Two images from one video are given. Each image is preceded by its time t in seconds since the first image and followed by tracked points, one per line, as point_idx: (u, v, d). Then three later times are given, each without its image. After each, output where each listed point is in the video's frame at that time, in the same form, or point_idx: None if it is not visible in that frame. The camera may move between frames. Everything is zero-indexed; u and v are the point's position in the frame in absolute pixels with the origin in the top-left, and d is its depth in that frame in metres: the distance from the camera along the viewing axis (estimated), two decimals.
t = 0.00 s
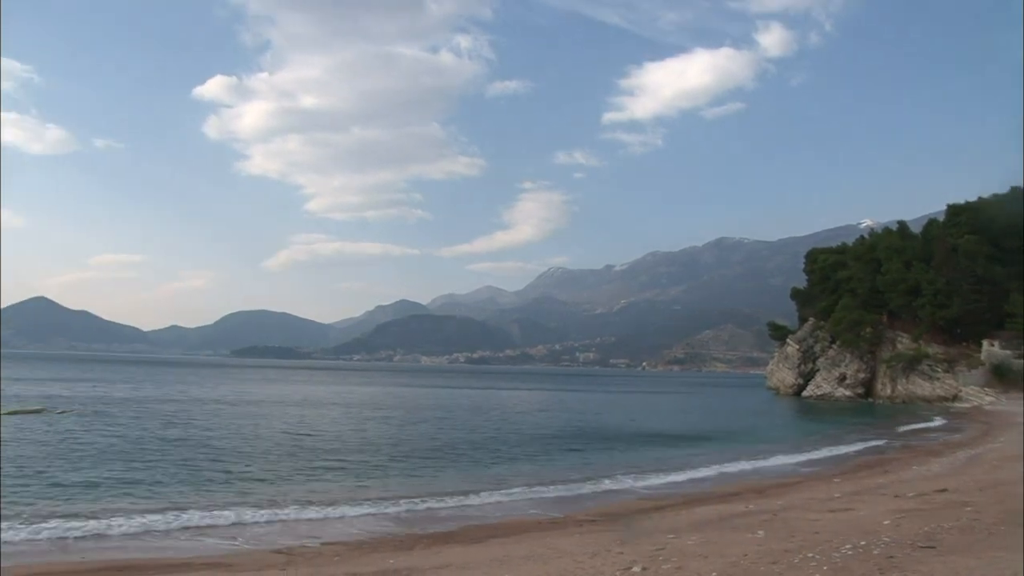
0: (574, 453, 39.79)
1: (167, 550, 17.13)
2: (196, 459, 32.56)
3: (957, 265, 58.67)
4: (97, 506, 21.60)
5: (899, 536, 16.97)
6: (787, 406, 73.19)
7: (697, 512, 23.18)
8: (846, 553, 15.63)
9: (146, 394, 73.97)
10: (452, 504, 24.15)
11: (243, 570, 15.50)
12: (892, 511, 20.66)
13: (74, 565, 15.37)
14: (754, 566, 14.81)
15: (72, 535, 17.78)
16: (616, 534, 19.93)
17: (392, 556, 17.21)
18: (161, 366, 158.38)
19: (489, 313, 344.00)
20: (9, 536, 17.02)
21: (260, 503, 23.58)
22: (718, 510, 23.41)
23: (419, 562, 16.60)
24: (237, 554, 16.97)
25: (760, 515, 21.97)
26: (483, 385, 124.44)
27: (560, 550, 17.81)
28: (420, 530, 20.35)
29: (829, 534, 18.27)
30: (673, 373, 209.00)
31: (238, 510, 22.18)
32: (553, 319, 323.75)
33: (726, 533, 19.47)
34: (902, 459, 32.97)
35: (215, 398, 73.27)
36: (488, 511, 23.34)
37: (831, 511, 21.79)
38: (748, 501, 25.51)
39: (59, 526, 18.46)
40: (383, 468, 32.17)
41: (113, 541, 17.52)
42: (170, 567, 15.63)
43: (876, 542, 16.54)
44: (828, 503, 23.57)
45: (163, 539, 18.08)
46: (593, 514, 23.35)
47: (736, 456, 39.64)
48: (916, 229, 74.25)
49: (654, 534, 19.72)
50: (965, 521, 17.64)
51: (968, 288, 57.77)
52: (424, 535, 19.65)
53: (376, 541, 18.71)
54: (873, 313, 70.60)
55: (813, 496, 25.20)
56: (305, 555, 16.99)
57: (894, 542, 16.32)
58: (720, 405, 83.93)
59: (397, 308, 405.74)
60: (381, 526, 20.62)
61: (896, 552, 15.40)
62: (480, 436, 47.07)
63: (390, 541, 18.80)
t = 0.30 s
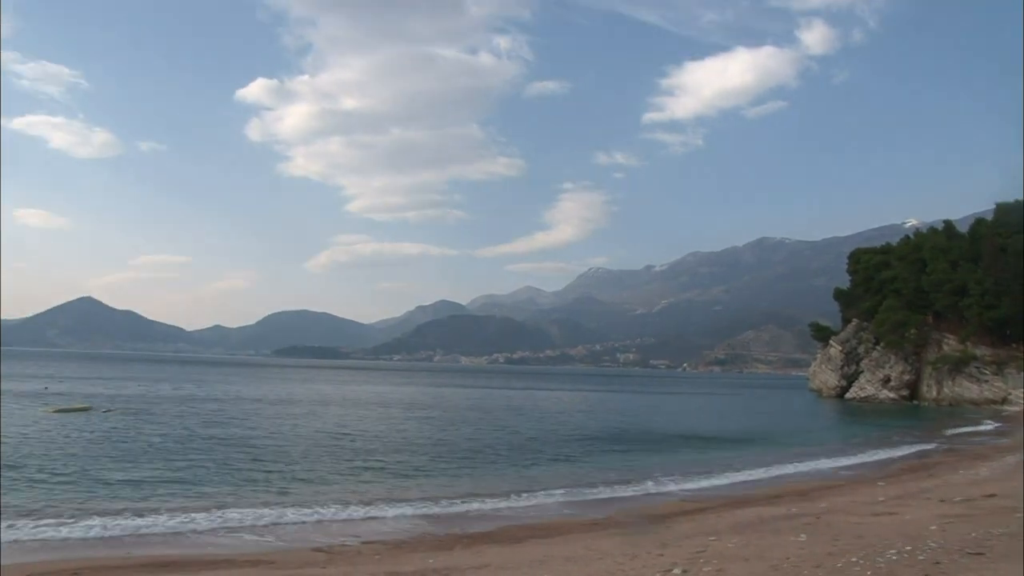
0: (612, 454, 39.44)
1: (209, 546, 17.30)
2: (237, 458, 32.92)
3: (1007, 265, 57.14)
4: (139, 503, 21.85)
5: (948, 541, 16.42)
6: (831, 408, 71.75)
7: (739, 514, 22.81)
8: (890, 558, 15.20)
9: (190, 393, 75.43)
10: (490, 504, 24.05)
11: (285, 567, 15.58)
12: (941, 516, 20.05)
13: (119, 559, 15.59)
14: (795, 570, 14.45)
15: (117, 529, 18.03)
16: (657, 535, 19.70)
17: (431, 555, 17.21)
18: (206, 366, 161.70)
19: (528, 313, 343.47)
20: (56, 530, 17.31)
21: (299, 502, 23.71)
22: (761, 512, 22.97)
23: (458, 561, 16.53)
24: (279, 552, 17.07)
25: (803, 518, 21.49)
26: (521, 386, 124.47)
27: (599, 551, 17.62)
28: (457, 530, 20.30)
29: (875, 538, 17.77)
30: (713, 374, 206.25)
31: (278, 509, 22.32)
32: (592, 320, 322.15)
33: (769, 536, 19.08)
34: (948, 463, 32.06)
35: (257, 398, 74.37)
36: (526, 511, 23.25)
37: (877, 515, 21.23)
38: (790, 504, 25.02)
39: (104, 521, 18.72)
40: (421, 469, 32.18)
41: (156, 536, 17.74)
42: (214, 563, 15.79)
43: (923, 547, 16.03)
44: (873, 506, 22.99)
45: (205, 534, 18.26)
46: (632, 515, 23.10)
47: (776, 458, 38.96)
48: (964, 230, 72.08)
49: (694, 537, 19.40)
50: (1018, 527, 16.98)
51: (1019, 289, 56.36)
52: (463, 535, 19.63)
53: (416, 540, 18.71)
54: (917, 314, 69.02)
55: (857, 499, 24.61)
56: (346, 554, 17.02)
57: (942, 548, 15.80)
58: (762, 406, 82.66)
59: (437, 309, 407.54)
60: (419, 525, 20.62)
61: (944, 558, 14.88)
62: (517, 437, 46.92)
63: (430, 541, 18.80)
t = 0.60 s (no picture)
0: (645, 456, 39.15)
1: (244, 543, 17.44)
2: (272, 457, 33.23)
3: None
4: (175, 500, 22.08)
5: (991, 547, 15.93)
6: (869, 410, 70.48)
7: (775, 516, 22.45)
8: (931, 563, 14.78)
9: (230, 392, 76.64)
10: (522, 505, 23.92)
11: (319, 565, 15.66)
12: (983, 520, 19.51)
13: (157, 555, 15.78)
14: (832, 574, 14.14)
15: (153, 526, 18.24)
16: (691, 537, 19.46)
17: (465, 555, 17.17)
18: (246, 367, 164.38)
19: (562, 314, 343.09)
20: (95, 526, 17.56)
21: (332, 500, 23.80)
22: (797, 515, 22.60)
23: (492, 561, 16.47)
24: (313, 550, 17.13)
25: (841, 521, 21.07)
26: (555, 387, 124.35)
27: (633, 553, 17.44)
28: (489, 529, 20.24)
29: (915, 542, 17.34)
30: (749, 375, 204.00)
31: (311, 507, 22.41)
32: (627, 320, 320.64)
33: (806, 539, 18.73)
34: (991, 466, 31.19)
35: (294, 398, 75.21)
36: (559, 512, 23.10)
37: (917, 519, 20.74)
38: (827, 506, 24.55)
39: (141, 518, 18.97)
40: (453, 469, 32.16)
41: (191, 534, 17.91)
42: (249, 560, 15.92)
43: (965, 552, 15.58)
44: (913, 510, 22.45)
45: (239, 532, 18.41)
46: (666, 517, 22.84)
47: (813, 461, 38.33)
48: (1007, 230, 70.15)
49: (729, 539, 19.11)
50: None
51: None
52: (496, 535, 19.55)
53: (448, 540, 18.67)
54: (958, 315, 67.54)
55: (896, 503, 24.06)
56: (379, 553, 17.05)
57: (985, 553, 15.34)
58: (798, 408, 81.48)
59: (472, 309, 409.11)
60: (451, 524, 20.62)
61: (986, 564, 14.46)
62: (549, 438, 46.75)
63: (463, 540, 18.77)
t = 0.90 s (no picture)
0: (675, 457, 39.01)
1: (275, 542, 17.67)
2: (302, 456, 33.62)
3: None
4: (206, 499, 22.39)
5: None
6: (902, 411, 69.41)
7: (805, 518, 22.29)
8: (965, 567, 14.61)
9: (261, 391, 77.60)
10: (551, 506, 23.95)
11: (350, 564, 15.88)
12: (1019, 524, 19.20)
13: (190, 552, 16.04)
14: None
15: (186, 524, 18.54)
16: (722, 538, 19.41)
17: (495, 554, 17.29)
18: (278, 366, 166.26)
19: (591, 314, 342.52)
20: (129, 525, 17.89)
21: (362, 500, 24.00)
22: (828, 516, 22.42)
23: (522, 561, 16.56)
24: (344, 549, 17.33)
25: (872, 523, 20.88)
26: (584, 387, 124.25)
27: (662, 553, 17.43)
28: (517, 529, 20.37)
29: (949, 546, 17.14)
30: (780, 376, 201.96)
31: (340, 506, 22.62)
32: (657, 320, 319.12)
33: (837, 541, 18.58)
34: None
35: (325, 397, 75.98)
36: (588, 512, 23.13)
37: (951, 522, 20.47)
38: (860, 508, 24.30)
39: (172, 516, 19.26)
40: (480, 468, 32.28)
41: (223, 532, 18.20)
42: (280, 559, 16.16)
43: (1000, 556, 15.36)
44: (947, 513, 22.14)
45: (270, 531, 18.64)
46: (695, 517, 22.76)
47: (844, 463, 37.91)
48: None
49: (759, 540, 19.03)
50: None
51: None
52: (525, 535, 19.63)
53: (478, 540, 18.79)
54: (993, 316, 66.27)
55: (930, 505, 23.73)
56: (409, 552, 17.24)
57: (1021, 558, 15.12)
58: (829, 409, 80.56)
59: (501, 309, 410.09)
60: (479, 523, 20.83)
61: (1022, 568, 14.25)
62: (578, 438, 46.71)
63: (493, 540, 18.88)
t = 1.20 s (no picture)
0: (700, 458, 38.90)
1: (302, 541, 17.91)
2: (328, 455, 34.02)
3: None
4: (233, 498, 22.73)
5: None
6: (932, 413, 68.54)
7: (834, 520, 22.14)
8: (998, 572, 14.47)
9: (289, 391, 78.57)
10: (575, 506, 24.01)
11: (377, 563, 16.07)
12: None
13: (219, 550, 16.30)
14: None
15: (214, 523, 18.85)
16: (749, 540, 19.36)
17: (521, 554, 17.43)
18: (305, 366, 167.96)
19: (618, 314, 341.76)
20: (159, 523, 18.23)
21: (388, 500, 24.22)
22: (857, 519, 22.25)
23: (549, 561, 16.67)
24: (370, 548, 17.55)
25: (903, 527, 20.67)
26: (609, 387, 124.02)
27: (689, 555, 17.43)
28: (543, 530, 20.47)
29: (980, 550, 16.95)
30: (808, 377, 200.04)
31: (366, 506, 22.86)
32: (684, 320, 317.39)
33: (867, 543, 18.47)
34: None
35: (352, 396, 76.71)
36: (612, 513, 23.19)
37: (983, 525, 20.22)
38: (889, 511, 24.05)
39: (201, 515, 19.60)
40: (505, 469, 32.42)
41: (252, 530, 18.48)
42: (308, 557, 16.40)
43: None
44: (979, 517, 21.87)
45: (297, 530, 18.88)
46: (722, 519, 22.67)
47: (873, 465, 37.55)
48: None
49: (787, 542, 18.95)
50: None
51: None
52: (551, 535, 19.74)
53: (505, 540, 18.93)
54: None
55: (961, 509, 23.43)
56: (436, 552, 17.41)
57: None
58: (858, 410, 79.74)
59: (527, 309, 410.70)
60: (505, 523, 20.96)
61: None
62: (602, 438, 46.66)
63: (519, 540, 19.03)
